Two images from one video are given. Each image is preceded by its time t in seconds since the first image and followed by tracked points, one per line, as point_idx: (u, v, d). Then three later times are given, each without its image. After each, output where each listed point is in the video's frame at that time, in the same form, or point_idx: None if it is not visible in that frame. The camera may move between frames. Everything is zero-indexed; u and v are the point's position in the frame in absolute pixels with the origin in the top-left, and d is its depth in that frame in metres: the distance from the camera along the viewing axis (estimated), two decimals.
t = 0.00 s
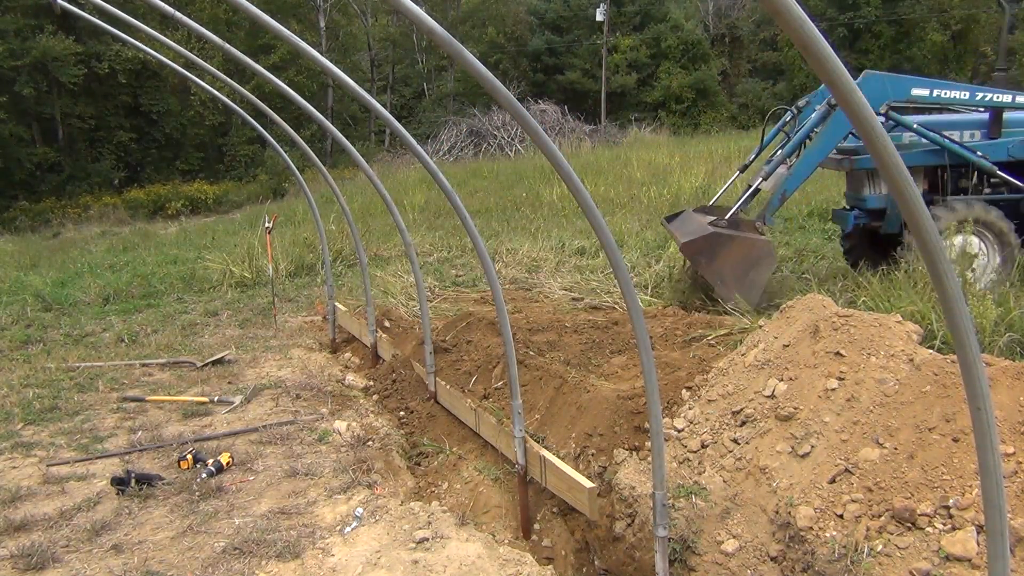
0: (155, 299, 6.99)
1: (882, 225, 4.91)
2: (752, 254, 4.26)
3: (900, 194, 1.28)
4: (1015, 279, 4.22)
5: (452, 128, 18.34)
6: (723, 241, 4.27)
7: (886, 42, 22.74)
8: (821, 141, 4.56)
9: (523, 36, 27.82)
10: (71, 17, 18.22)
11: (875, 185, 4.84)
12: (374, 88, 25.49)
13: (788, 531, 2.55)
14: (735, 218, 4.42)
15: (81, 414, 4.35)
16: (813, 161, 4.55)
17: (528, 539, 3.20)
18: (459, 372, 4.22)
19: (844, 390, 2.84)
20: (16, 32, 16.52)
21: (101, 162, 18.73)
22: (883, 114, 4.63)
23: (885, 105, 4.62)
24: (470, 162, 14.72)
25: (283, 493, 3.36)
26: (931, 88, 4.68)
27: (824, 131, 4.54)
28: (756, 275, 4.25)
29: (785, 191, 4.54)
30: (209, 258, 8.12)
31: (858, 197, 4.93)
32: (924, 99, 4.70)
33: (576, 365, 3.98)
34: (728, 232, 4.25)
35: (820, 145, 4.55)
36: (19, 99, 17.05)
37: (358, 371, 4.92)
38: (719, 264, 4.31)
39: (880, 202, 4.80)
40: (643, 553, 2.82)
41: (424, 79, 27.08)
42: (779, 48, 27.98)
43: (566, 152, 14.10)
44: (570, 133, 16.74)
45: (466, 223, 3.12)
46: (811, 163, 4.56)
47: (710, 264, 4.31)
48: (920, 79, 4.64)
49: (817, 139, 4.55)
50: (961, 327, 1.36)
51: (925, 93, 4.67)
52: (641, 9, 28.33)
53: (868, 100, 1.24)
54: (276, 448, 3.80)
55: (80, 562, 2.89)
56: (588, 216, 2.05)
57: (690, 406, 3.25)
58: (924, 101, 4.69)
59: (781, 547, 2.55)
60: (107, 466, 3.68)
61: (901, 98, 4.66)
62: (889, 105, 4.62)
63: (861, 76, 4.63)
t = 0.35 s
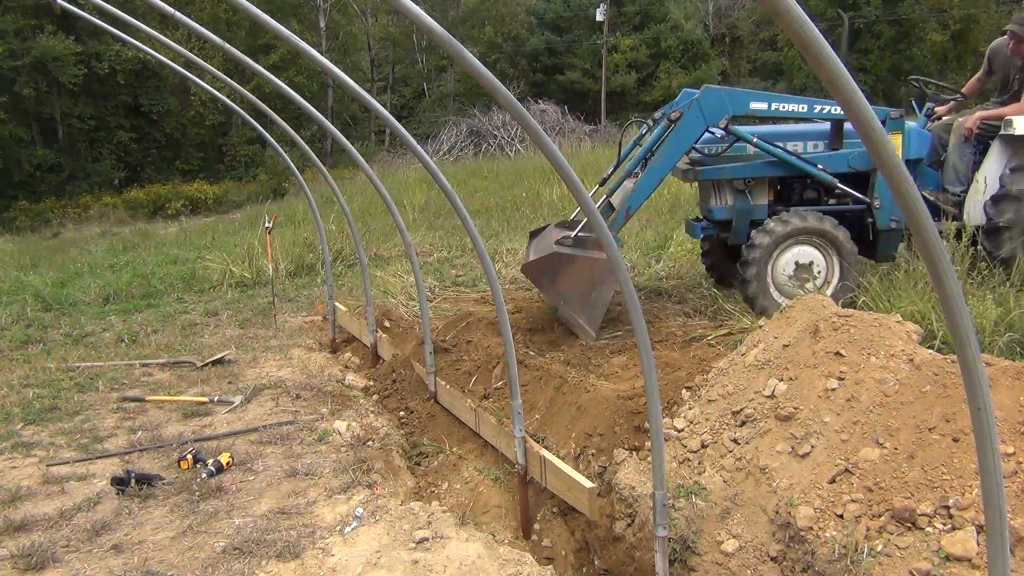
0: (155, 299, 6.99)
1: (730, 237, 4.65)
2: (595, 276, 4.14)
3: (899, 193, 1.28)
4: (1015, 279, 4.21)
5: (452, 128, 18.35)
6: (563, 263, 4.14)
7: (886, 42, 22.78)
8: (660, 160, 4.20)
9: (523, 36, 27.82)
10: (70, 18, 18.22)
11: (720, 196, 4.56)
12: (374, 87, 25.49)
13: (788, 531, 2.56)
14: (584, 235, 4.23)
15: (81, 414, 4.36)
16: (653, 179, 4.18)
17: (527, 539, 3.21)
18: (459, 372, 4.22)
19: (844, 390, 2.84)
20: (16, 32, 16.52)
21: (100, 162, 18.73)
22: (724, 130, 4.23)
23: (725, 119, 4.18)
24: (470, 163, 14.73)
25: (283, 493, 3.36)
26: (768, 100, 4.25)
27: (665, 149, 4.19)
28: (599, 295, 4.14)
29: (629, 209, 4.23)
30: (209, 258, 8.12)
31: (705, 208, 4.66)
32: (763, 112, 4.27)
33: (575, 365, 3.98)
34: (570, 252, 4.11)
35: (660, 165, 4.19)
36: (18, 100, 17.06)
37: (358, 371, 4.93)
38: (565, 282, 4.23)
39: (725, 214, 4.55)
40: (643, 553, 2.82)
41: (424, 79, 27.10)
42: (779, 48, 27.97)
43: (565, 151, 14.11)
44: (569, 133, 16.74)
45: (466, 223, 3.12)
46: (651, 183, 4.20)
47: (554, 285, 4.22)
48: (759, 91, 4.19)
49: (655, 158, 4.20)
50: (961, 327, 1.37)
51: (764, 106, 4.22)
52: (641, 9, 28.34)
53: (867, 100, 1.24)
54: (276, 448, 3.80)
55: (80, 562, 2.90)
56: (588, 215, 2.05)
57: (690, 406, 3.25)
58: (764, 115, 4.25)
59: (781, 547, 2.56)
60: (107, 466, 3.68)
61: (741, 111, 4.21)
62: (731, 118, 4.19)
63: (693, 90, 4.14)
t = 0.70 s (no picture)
0: (155, 299, 6.98)
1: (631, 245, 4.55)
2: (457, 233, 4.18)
3: (899, 193, 1.28)
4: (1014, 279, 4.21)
5: (452, 128, 18.35)
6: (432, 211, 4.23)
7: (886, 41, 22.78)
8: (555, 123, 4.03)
9: (523, 36, 27.82)
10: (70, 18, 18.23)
11: (618, 205, 4.49)
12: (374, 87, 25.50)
13: (788, 531, 2.55)
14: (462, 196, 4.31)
15: (81, 414, 4.35)
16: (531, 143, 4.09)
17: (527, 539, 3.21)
18: (460, 372, 4.22)
19: (844, 390, 2.84)
20: (16, 31, 16.52)
21: (100, 163, 18.73)
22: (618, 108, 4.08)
23: (622, 95, 4.03)
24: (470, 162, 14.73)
25: (284, 493, 3.36)
26: (667, 85, 4.06)
27: (557, 115, 4.03)
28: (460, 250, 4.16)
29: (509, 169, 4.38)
30: (209, 258, 8.12)
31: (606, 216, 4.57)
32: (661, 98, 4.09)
33: (575, 365, 3.97)
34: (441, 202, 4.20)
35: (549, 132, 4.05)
36: (18, 100, 17.06)
37: (358, 371, 4.92)
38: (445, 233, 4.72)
39: (624, 222, 4.47)
40: (643, 553, 2.82)
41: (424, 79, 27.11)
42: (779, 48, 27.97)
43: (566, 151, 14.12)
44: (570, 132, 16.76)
45: (466, 223, 3.12)
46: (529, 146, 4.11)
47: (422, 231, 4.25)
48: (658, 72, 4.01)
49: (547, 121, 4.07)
50: (960, 327, 1.36)
51: (661, 89, 4.04)
52: (642, 8, 28.32)
53: (871, 106, 1.24)
54: (276, 448, 3.80)
55: (80, 562, 2.89)
56: (588, 215, 2.05)
57: (691, 406, 3.25)
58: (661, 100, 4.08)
59: (781, 548, 2.55)
60: (108, 466, 3.68)
61: (639, 91, 4.04)
62: (627, 93, 4.04)
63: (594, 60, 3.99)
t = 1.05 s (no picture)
0: (155, 299, 6.98)
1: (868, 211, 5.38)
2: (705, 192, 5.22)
3: (897, 194, 1.28)
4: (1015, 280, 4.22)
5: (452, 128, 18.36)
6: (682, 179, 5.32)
7: (886, 42, 22.81)
8: (793, 107, 5.30)
9: (523, 37, 27.84)
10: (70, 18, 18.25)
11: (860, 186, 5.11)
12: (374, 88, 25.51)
13: (788, 531, 2.56)
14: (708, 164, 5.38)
15: (81, 414, 4.35)
16: (779, 123, 5.35)
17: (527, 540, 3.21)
18: (459, 373, 4.22)
19: (844, 391, 2.84)
20: (16, 32, 16.54)
21: (100, 163, 18.73)
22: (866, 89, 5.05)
23: (864, 77, 5.01)
24: (470, 162, 14.74)
25: (283, 493, 3.36)
26: (906, 70, 4.92)
27: (800, 97, 5.28)
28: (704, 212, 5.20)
29: (754, 144, 5.41)
30: (209, 258, 8.12)
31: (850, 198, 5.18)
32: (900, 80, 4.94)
33: (575, 364, 3.97)
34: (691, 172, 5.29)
35: (781, 115, 5.34)
36: (19, 100, 17.08)
37: (358, 371, 4.93)
38: (674, 198, 5.39)
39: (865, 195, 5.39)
40: (643, 553, 2.82)
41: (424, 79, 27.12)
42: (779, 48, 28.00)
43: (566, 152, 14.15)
44: (570, 133, 16.78)
45: (467, 224, 3.12)
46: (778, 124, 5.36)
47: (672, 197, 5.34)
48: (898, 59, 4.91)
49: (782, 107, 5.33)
50: (961, 327, 1.36)
51: (901, 74, 4.93)
52: (641, 9, 28.34)
53: (868, 100, 1.24)
54: (276, 448, 3.80)
55: (80, 562, 2.89)
56: (588, 216, 2.05)
57: (691, 406, 3.25)
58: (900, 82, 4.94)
59: (781, 548, 2.55)
60: (107, 466, 3.68)
61: (878, 74, 4.99)
62: (867, 78, 5.02)
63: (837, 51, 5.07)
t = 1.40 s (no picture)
0: (154, 299, 6.98)
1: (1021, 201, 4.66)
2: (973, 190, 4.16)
3: (898, 194, 1.29)
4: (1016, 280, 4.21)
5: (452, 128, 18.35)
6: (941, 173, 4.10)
7: (886, 42, 22.83)
8: None
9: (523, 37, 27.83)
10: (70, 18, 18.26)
11: None
12: (374, 88, 25.51)
13: (788, 531, 2.56)
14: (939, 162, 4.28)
15: (81, 414, 4.35)
16: None
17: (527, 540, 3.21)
18: (460, 373, 4.22)
19: (844, 390, 2.84)
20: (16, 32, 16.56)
21: (101, 162, 18.74)
22: None
23: None
24: (470, 162, 14.74)
25: (283, 493, 3.36)
26: None
27: None
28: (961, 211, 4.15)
29: None
30: (209, 258, 8.12)
31: None
32: None
33: (576, 364, 3.97)
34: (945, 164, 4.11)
35: None
36: (19, 100, 17.09)
37: (358, 371, 4.93)
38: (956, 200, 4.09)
39: None
40: (643, 553, 2.82)
41: (424, 79, 27.11)
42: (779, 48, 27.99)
43: (566, 152, 14.15)
44: (570, 133, 16.78)
45: (467, 224, 3.12)
46: None
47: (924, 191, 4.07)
48: None
49: None
50: (961, 328, 1.37)
51: None
52: (641, 9, 28.34)
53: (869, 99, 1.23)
54: (275, 448, 3.80)
55: (80, 562, 2.90)
56: (590, 217, 2.05)
57: (690, 406, 3.25)
58: None
59: (781, 547, 2.55)
60: (107, 466, 3.68)
61: None
62: None
63: None
